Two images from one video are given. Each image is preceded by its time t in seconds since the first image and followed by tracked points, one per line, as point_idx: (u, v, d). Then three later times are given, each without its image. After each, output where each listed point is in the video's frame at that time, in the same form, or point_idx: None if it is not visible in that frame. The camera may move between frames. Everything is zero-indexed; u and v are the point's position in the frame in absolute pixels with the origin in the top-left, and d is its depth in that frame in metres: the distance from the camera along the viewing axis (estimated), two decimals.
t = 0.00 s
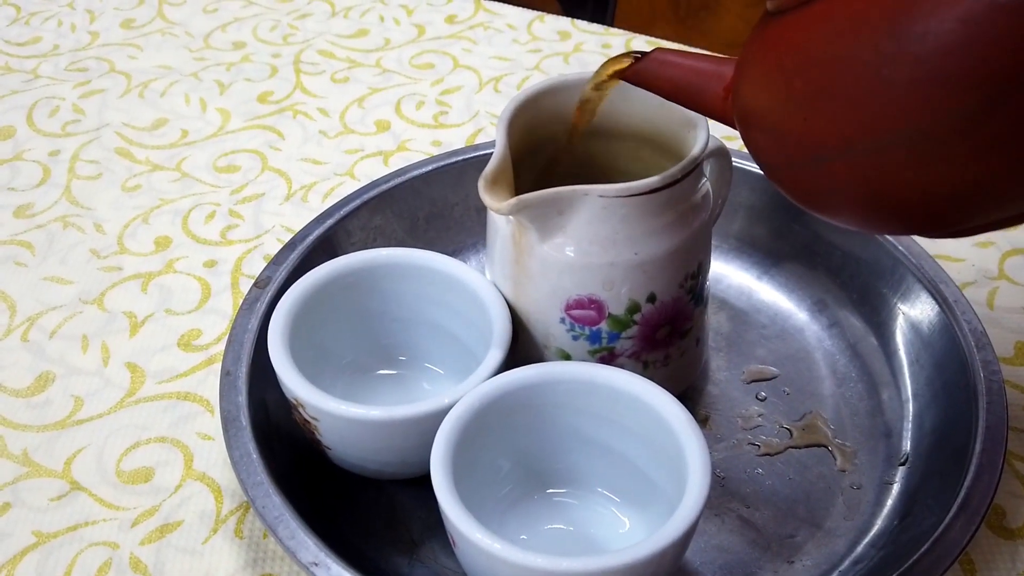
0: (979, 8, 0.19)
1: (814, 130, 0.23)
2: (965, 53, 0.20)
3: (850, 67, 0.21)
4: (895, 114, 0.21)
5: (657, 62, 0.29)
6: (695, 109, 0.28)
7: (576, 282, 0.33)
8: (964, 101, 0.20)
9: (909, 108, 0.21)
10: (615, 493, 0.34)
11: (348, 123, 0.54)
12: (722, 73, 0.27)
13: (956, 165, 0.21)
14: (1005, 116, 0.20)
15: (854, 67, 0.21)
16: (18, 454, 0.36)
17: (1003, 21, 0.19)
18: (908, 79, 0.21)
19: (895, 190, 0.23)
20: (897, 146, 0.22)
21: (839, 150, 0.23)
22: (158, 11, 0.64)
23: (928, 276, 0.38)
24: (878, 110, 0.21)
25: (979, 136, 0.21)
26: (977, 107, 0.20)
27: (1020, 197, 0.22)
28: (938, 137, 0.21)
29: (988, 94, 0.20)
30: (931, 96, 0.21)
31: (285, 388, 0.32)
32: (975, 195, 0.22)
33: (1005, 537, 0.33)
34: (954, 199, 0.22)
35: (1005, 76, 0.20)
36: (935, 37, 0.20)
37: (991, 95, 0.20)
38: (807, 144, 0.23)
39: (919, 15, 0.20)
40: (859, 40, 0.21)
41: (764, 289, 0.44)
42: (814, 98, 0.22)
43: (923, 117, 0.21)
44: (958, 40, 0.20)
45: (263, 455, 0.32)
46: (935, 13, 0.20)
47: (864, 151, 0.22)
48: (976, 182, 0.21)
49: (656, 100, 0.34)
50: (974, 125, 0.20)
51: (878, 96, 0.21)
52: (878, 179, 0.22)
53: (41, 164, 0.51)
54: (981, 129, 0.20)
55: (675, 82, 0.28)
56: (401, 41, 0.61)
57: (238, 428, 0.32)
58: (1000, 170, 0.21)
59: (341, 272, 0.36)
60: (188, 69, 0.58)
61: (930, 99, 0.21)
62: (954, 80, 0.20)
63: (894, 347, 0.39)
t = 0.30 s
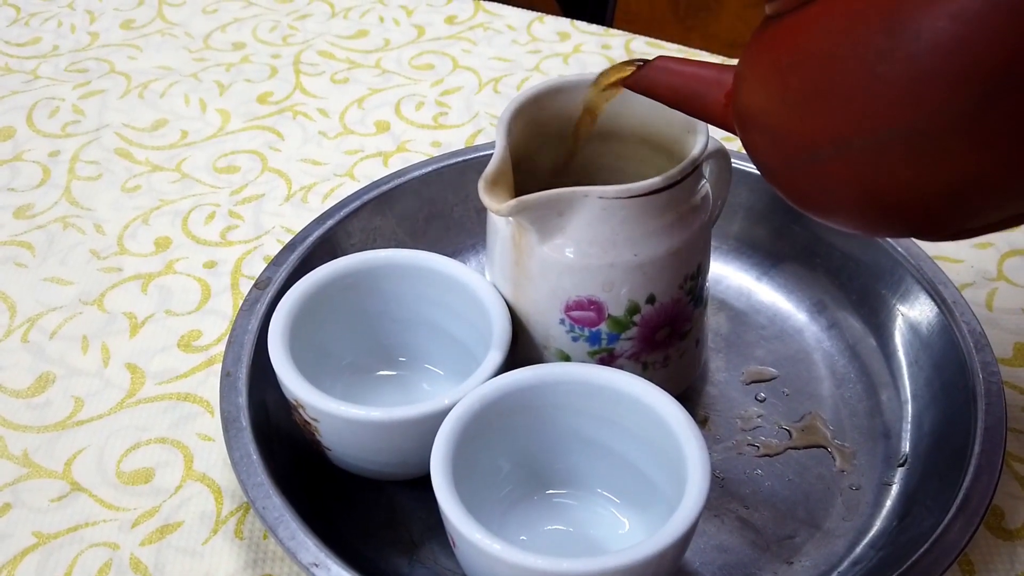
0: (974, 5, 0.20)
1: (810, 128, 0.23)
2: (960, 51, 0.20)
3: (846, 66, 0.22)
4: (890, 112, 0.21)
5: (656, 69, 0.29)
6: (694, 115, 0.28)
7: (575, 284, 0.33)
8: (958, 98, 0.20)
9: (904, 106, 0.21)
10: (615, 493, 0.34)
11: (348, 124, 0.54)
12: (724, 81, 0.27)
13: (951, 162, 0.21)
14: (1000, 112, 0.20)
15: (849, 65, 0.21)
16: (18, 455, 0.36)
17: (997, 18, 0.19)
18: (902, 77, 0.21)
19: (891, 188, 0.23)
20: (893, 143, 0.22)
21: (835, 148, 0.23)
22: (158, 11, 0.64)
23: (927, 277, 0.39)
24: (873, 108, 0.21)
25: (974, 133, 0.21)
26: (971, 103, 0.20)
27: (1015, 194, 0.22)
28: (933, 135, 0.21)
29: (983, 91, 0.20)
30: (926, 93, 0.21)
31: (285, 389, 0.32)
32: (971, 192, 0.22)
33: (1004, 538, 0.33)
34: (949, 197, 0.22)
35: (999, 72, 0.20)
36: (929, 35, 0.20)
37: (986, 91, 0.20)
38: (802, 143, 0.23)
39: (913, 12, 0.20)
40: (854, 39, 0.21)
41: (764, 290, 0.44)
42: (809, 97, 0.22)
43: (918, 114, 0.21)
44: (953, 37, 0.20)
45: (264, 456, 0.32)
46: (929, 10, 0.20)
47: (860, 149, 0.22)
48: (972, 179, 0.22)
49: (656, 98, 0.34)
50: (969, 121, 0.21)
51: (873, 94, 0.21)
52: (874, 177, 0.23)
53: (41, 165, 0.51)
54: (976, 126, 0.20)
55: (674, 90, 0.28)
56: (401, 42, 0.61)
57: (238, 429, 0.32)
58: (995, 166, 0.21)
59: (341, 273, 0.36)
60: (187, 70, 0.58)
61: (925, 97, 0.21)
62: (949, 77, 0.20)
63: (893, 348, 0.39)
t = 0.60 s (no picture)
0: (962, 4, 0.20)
1: (803, 128, 0.23)
2: (948, 50, 0.20)
3: (837, 66, 0.22)
4: (882, 111, 0.21)
5: (658, 74, 0.29)
6: (696, 119, 0.28)
7: (572, 282, 0.33)
8: (948, 96, 0.20)
9: (896, 104, 0.21)
10: (612, 491, 0.34)
11: (346, 122, 0.54)
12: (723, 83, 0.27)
13: (944, 159, 0.21)
14: (991, 109, 0.20)
15: (840, 65, 0.22)
16: (16, 453, 0.36)
17: (985, 16, 0.19)
18: (892, 76, 0.21)
19: (885, 186, 0.23)
20: (885, 142, 0.22)
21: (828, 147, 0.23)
22: (156, 11, 0.64)
23: (925, 276, 0.39)
24: (865, 107, 0.22)
25: (964, 130, 0.21)
26: (961, 101, 0.20)
27: (1009, 190, 0.22)
28: (925, 133, 0.21)
29: (972, 89, 0.20)
30: (916, 92, 0.21)
31: (283, 387, 0.32)
32: (965, 188, 0.22)
33: (1001, 535, 0.33)
34: (944, 193, 0.22)
35: (988, 69, 0.20)
36: (918, 34, 0.20)
37: (976, 89, 0.20)
38: (796, 142, 0.23)
39: (902, 11, 0.20)
40: (845, 40, 0.21)
41: (761, 289, 0.44)
42: (803, 97, 0.23)
43: (909, 113, 0.21)
44: (941, 36, 0.20)
45: (261, 455, 0.32)
46: (917, 10, 0.20)
47: (854, 147, 0.22)
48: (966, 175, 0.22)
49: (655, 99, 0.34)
50: (960, 119, 0.21)
51: (865, 93, 0.21)
52: (868, 175, 0.23)
53: (39, 164, 0.51)
54: (967, 124, 0.21)
55: (677, 95, 0.28)
56: (399, 41, 0.61)
57: (236, 428, 0.32)
58: (987, 163, 0.21)
59: (338, 272, 0.36)
60: (185, 69, 0.58)
61: (916, 95, 0.21)
62: (939, 75, 0.20)
63: (890, 346, 0.39)
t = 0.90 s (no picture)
0: None
1: (792, 118, 0.23)
2: (935, 36, 0.20)
3: (825, 55, 0.22)
4: (869, 99, 0.21)
5: (652, 69, 0.29)
6: (691, 113, 0.28)
7: (570, 280, 0.33)
8: (934, 82, 0.20)
9: (883, 92, 0.21)
10: (610, 490, 0.34)
11: (345, 122, 0.54)
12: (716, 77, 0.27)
13: (931, 147, 0.21)
14: (976, 94, 0.20)
15: (827, 54, 0.22)
16: (15, 452, 0.36)
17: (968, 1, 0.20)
18: (879, 64, 0.21)
19: (873, 177, 0.23)
20: (873, 131, 0.22)
21: (817, 137, 0.23)
22: (155, 10, 0.64)
23: (922, 274, 0.39)
24: (852, 95, 0.22)
25: (951, 117, 0.21)
26: (947, 87, 0.20)
27: (996, 178, 0.22)
28: (912, 120, 0.21)
29: (957, 74, 0.20)
30: (902, 79, 0.21)
31: (281, 385, 0.32)
32: (953, 177, 0.22)
33: (999, 533, 0.33)
34: (932, 183, 0.22)
35: (973, 53, 0.20)
36: (903, 22, 0.20)
37: (961, 74, 0.20)
38: (786, 133, 0.23)
39: None
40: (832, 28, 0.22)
41: (760, 288, 0.44)
42: (791, 87, 0.23)
43: (896, 100, 0.21)
44: (926, 22, 0.20)
45: (260, 453, 0.32)
46: None
47: (842, 137, 0.22)
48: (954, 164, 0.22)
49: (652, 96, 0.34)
50: (946, 105, 0.21)
51: (851, 82, 0.22)
52: (856, 166, 0.23)
53: (38, 163, 0.51)
54: (953, 110, 0.21)
55: (671, 89, 0.28)
56: (398, 40, 0.61)
57: (234, 426, 0.32)
58: (974, 151, 0.21)
59: (338, 270, 0.36)
60: (184, 69, 0.58)
61: (902, 82, 0.21)
62: (924, 61, 0.20)
63: (888, 344, 0.39)
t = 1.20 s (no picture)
0: None
1: (792, 120, 0.23)
2: (934, 37, 0.20)
3: (824, 56, 0.22)
4: (869, 100, 0.21)
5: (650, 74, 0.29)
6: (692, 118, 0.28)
7: (571, 280, 0.33)
8: (934, 82, 0.21)
9: (882, 94, 0.21)
10: (612, 489, 0.34)
11: (346, 122, 0.54)
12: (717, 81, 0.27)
13: (930, 148, 0.21)
14: (976, 94, 0.20)
15: (827, 55, 0.22)
16: (17, 452, 0.36)
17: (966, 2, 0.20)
18: (878, 64, 0.21)
19: (873, 179, 0.23)
20: (872, 132, 0.22)
21: (816, 139, 0.23)
22: (156, 10, 0.64)
23: (923, 273, 0.39)
24: (851, 96, 0.22)
25: (950, 118, 0.21)
26: (946, 87, 0.20)
27: (995, 181, 0.22)
28: (910, 121, 0.21)
29: (956, 74, 0.20)
30: (901, 79, 0.21)
31: (283, 385, 0.32)
32: (952, 179, 0.22)
33: (1000, 533, 0.33)
34: (932, 184, 0.22)
35: (971, 53, 0.20)
36: (902, 24, 0.21)
37: (960, 74, 0.20)
38: (785, 135, 0.23)
39: None
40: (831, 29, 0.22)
41: (760, 288, 0.44)
42: (790, 89, 0.23)
43: (895, 100, 0.21)
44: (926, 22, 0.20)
45: (262, 453, 0.32)
46: None
47: (841, 138, 0.22)
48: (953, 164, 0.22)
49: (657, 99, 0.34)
50: (945, 105, 0.21)
51: (851, 84, 0.22)
52: (856, 167, 0.23)
53: (39, 163, 0.51)
54: (953, 110, 0.21)
55: (672, 94, 0.28)
56: (398, 40, 0.61)
57: (236, 426, 0.32)
58: (973, 152, 0.21)
59: (339, 270, 0.36)
60: (186, 69, 0.58)
61: (901, 84, 0.21)
62: (923, 62, 0.20)
63: (888, 344, 0.39)
